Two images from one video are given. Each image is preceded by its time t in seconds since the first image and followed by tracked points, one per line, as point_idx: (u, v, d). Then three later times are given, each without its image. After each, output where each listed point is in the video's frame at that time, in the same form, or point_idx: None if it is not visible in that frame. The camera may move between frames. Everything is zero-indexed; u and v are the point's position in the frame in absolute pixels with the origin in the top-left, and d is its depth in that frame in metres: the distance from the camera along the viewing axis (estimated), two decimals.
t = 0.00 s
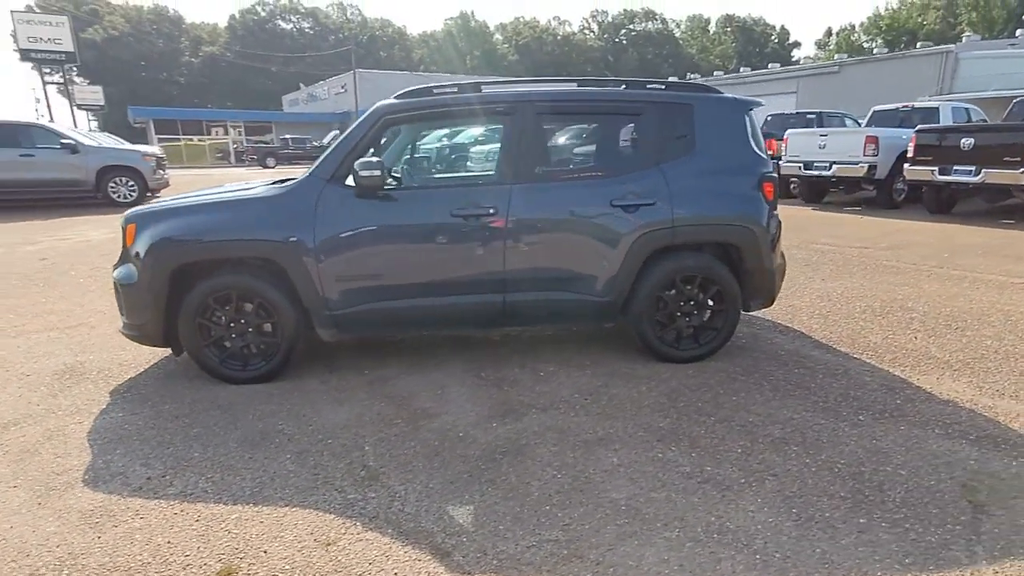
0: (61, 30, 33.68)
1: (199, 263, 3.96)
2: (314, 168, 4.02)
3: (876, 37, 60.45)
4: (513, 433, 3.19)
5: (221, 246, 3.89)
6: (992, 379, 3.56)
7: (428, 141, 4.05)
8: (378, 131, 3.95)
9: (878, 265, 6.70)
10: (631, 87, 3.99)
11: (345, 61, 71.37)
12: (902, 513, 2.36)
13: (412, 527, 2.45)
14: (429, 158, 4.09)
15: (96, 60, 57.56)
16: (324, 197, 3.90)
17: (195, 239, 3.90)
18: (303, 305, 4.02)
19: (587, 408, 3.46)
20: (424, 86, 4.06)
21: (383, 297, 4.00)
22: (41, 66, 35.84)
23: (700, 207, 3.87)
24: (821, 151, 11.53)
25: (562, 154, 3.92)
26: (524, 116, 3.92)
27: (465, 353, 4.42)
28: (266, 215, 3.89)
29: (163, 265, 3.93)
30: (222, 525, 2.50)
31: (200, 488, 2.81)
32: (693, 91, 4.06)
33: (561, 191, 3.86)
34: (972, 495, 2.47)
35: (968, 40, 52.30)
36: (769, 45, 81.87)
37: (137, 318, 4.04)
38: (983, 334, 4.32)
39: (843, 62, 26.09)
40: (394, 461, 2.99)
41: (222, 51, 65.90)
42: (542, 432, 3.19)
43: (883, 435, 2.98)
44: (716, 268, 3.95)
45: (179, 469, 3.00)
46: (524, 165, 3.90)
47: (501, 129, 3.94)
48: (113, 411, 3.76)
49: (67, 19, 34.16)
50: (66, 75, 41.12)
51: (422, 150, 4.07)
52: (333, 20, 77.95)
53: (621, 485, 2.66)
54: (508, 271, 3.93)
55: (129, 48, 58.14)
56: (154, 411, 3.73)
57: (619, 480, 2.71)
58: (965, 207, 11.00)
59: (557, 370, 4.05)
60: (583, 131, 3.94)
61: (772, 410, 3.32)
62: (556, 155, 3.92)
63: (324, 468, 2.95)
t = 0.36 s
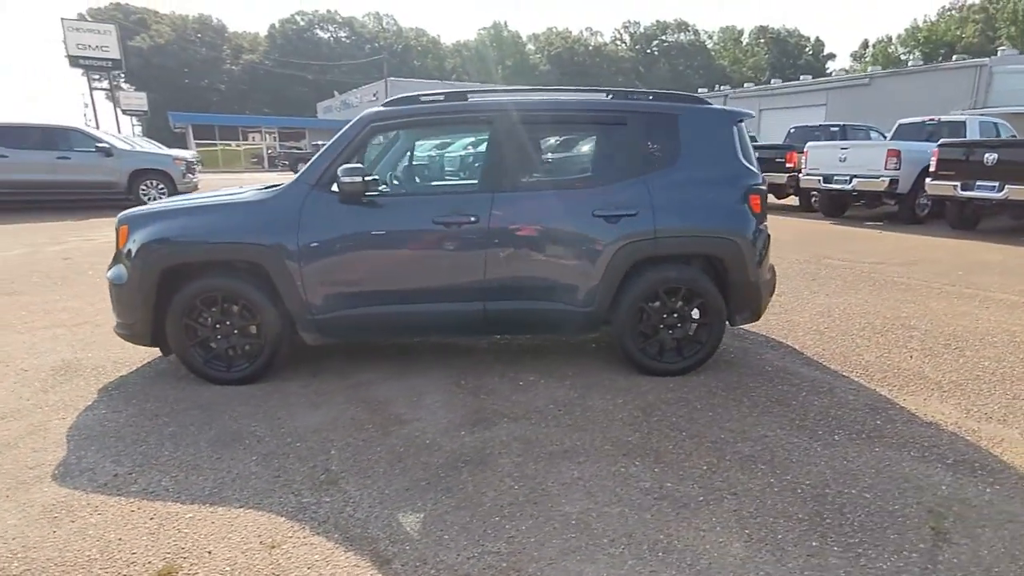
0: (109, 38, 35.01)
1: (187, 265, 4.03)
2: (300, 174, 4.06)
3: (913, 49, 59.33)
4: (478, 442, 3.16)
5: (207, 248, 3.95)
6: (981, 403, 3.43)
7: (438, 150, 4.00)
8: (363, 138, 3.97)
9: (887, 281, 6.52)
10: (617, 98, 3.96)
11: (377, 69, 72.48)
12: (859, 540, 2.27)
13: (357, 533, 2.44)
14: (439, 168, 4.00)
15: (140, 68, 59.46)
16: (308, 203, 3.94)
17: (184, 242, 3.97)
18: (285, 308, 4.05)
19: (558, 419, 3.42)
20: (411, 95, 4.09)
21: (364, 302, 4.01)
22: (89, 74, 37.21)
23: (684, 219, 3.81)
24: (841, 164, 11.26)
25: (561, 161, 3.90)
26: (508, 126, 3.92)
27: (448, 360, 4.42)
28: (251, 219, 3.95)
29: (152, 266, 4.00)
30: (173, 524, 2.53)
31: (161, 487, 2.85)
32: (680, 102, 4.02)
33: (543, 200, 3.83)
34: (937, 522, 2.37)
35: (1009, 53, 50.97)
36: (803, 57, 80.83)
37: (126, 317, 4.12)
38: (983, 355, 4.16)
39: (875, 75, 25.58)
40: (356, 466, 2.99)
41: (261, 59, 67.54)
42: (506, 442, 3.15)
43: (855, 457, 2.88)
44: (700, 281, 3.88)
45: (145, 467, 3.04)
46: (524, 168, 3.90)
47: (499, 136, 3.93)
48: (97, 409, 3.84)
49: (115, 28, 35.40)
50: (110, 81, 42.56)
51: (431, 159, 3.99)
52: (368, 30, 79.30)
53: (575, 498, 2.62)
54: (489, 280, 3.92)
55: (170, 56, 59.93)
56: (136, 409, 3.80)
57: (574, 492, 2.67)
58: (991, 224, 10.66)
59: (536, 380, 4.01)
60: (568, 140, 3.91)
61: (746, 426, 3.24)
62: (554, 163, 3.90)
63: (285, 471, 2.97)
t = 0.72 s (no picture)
0: (147, 42, 35.75)
1: (170, 263, 4.07)
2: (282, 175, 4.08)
3: (948, 56, 57.98)
4: (441, 447, 3.13)
5: (189, 247, 3.99)
6: (965, 421, 3.29)
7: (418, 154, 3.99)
8: (344, 141, 3.99)
9: (893, 292, 6.34)
10: (598, 103, 3.92)
11: (404, 72, 73.11)
12: (808, 561, 2.19)
13: (300, 534, 2.42)
14: (419, 171, 4.00)
15: (173, 70, 60.74)
16: (289, 204, 3.96)
17: (167, 240, 4.01)
18: (265, 307, 4.08)
19: (525, 425, 3.37)
20: (392, 98, 4.09)
21: (342, 304, 4.02)
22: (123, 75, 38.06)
23: (663, 226, 3.75)
24: (858, 173, 11.02)
25: (565, 165, 3.86)
26: (488, 130, 3.89)
27: (428, 362, 4.41)
28: (233, 219, 3.98)
29: (137, 264, 4.05)
30: (123, 519, 2.53)
31: (121, 481, 2.87)
32: (663, 108, 3.98)
33: (521, 205, 3.80)
34: (894, 544, 2.27)
35: None
36: (834, 63, 79.57)
37: (111, 313, 4.17)
38: (977, 371, 4.00)
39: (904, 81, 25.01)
40: (314, 466, 2.98)
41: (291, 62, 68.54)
42: (468, 447, 3.12)
43: (822, 474, 2.78)
44: (680, 289, 3.81)
45: (110, 462, 3.07)
46: (541, 164, 3.87)
47: (523, 140, 3.88)
48: (77, 402, 3.90)
49: (154, 31, 36.14)
50: (145, 83, 43.61)
51: (411, 162, 3.99)
52: (396, 34, 80.07)
53: (525, 507, 2.57)
54: (466, 284, 3.90)
55: (203, 58, 61.21)
56: (115, 404, 3.85)
57: (525, 501, 2.62)
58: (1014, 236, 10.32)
59: (512, 385, 3.97)
60: (549, 144, 3.88)
61: (715, 438, 3.16)
62: (557, 166, 3.85)
63: (244, 469, 2.97)
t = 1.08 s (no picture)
0: (183, 41, 36.16)
1: (162, 257, 4.12)
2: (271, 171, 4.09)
3: (986, 54, 56.26)
4: (413, 444, 3.10)
5: (180, 242, 4.03)
6: (957, 428, 3.16)
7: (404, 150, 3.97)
8: (332, 137, 3.99)
9: (905, 294, 6.14)
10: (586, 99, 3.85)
11: (430, 71, 73.29)
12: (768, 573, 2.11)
13: (258, 528, 2.41)
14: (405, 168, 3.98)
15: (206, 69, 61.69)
16: (276, 200, 3.97)
17: (158, 235, 4.06)
18: (252, 302, 4.10)
19: (502, 424, 3.33)
20: (381, 94, 4.07)
21: (329, 300, 4.02)
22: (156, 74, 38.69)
23: (650, 224, 3.68)
24: (879, 171, 10.72)
25: (553, 161, 3.80)
26: (474, 126, 3.85)
27: (416, 359, 4.38)
28: (222, 215, 4.00)
29: (129, 258, 4.10)
30: (88, 510, 2.56)
31: (94, 473, 2.90)
32: (654, 104, 3.90)
33: (507, 203, 3.76)
34: (859, 555, 2.19)
35: None
36: (866, 59, 77.69)
37: (105, 306, 4.23)
38: (980, 377, 3.85)
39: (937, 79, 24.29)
40: (285, 461, 2.97)
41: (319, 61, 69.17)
42: (440, 445, 3.09)
43: (798, 480, 2.69)
44: (666, 288, 3.74)
45: (87, 453, 3.10)
46: (549, 162, 3.81)
47: (547, 137, 3.83)
48: (69, 393, 3.96)
49: (189, 31, 36.59)
50: (179, 82, 44.48)
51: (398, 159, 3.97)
52: (424, 32, 80.44)
53: (486, 507, 2.53)
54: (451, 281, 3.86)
55: (235, 57, 62.23)
56: (104, 395, 3.91)
57: (488, 500, 2.58)
58: None
59: (496, 383, 3.93)
60: (536, 140, 3.83)
61: (693, 441, 3.08)
62: (545, 163, 3.80)
63: (215, 462, 2.98)
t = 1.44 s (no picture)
0: (222, 40, 36.69)
1: (157, 250, 4.19)
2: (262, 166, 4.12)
3: None
4: (385, 442, 3.09)
5: (173, 235, 4.09)
6: (950, 441, 3.02)
7: (391, 147, 3.96)
8: (320, 132, 4.00)
9: (922, 299, 5.90)
10: (574, 95, 3.80)
11: (462, 68, 73.34)
12: None
13: (215, 521, 2.42)
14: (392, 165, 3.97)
15: (243, 67, 62.80)
16: (266, 195, 4.00)
17: (153, 228, 4.12)
18: (243, 296, 4.14)
19: (478, 423, 3.29)
20: (369, 90, 4.06)
21: (316, 295, 4.03)
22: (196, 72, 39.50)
23: (637, 224, 3.60)
24: (908, 172, 10.36)
25: (540, 160, 3.75)
26: (461, 122, 3.82)
27: (405, 356, 4.37)
28: (214, 209, 4.05)
29: (126, 250, 4.18)
30: (56, 498, 2.60)
31: (70, 461, 2.95)
32: (644, 100, 3.82)
33: (492, 200, 3.72)
34: (818, 572, 2.11)
35: None
36: (911, 55, 75.21)
37: (104, 296, 4.32)
38: (985, 388, 3.66)
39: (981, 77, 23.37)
40: (255, 454, 2.99)
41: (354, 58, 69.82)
42: (411, 443, 3.07)
43: (769, 490, 2.59)
44: (652, 289, 3.66)
45: (68, 442, 3.17)
46: (536, 159, 3.76)
47: (533, 133, 3.78)
48: (65, 382, 4.05)
49: (230, 30, 37.02)
50: (218, 79, 45.39)
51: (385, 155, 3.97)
52: (458, 29, 80.60)
53: (444, 508, 2.49)
54: (435, 280, 3.84)
55: (271, 54, 63.23)
56: (98, 384, 3.99)
57: (447, 501, 2.54)
58: None
59: (481, 382, 3.89)
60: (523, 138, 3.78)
61: (667, 446, 3.00)
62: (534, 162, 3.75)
63: (188, 453, 3.01)
